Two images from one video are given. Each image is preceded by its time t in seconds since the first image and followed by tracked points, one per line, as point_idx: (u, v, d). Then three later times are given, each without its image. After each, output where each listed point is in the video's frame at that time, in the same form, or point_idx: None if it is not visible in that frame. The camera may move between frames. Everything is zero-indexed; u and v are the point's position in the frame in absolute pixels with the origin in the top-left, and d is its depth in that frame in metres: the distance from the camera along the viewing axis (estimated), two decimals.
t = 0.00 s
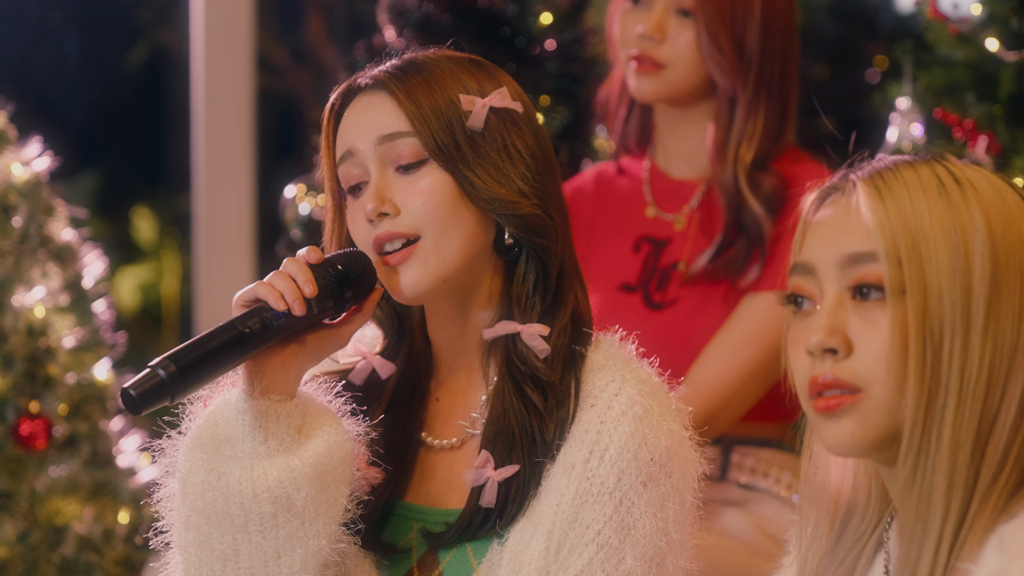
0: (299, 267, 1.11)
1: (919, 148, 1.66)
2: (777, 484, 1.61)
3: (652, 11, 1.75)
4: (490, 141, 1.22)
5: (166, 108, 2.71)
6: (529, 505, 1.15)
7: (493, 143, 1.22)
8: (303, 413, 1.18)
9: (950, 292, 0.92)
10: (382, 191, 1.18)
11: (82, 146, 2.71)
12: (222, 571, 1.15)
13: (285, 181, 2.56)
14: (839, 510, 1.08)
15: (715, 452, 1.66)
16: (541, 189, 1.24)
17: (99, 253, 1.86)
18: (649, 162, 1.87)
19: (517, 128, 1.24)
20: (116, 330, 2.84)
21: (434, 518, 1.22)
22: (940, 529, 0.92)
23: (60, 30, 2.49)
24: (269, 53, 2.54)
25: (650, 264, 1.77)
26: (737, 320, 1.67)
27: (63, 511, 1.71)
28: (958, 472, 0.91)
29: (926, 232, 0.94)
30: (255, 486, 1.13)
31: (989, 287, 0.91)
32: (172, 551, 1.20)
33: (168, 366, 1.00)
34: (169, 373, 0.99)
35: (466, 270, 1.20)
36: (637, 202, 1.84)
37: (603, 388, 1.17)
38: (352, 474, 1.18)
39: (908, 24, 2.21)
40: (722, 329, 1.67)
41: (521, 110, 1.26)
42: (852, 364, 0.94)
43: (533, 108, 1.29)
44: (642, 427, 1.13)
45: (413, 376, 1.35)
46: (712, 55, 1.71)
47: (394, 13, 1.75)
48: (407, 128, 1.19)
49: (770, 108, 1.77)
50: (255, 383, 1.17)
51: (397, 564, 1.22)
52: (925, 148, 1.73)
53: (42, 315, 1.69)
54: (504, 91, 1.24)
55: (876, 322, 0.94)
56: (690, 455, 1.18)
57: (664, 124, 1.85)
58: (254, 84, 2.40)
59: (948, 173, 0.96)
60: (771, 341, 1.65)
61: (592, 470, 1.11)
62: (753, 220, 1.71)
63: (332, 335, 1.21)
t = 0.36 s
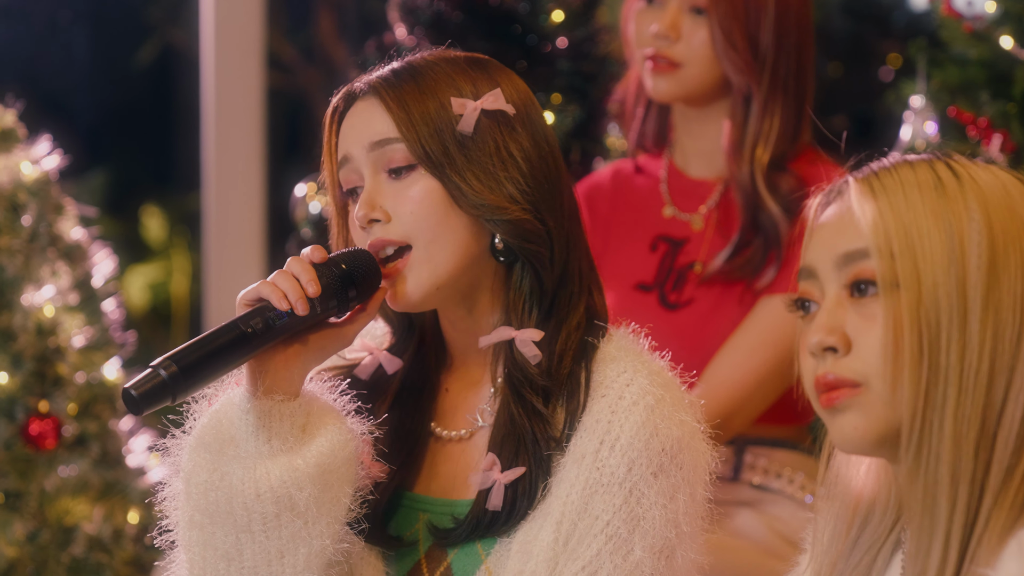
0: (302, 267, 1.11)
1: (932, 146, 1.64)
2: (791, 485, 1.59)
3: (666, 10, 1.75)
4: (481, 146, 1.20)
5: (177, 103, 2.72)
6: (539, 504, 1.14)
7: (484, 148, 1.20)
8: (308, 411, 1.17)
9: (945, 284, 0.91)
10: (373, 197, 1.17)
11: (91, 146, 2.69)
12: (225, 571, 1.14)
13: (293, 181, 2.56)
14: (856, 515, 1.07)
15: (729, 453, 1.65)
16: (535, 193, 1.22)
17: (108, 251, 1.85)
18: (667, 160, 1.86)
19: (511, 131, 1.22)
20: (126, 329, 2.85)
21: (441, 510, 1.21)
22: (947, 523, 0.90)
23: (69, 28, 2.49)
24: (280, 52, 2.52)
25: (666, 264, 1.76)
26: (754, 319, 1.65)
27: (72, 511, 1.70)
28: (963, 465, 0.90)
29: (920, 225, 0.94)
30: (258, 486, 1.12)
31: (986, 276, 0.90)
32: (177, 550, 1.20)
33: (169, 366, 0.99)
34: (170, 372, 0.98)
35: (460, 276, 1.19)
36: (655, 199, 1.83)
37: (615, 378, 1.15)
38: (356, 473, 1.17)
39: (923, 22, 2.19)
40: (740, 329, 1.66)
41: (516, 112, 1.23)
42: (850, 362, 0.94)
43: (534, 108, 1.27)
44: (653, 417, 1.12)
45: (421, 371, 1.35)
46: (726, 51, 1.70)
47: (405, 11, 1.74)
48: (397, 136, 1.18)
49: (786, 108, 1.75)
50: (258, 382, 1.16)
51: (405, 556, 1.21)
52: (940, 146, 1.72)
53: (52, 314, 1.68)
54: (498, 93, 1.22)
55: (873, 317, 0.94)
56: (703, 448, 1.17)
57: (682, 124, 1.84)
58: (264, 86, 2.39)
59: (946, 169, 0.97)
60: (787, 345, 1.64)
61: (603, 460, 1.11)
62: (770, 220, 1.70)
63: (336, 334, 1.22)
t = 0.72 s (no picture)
0: (303, 268, 1.11)
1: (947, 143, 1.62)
2: (805, 485, 1.59)
3: (680, 10, 1.75)
4: (479, 144, 1.17)
5: (186, 104, 2.71)
6: (548, 508, 1.13)
7: (482, 145, 1.18)
8: (308, 414, 1.16)
9: (955, 277, 0.90)
10: (376, 202, 1.17)
11: (102, 144, 2.70)
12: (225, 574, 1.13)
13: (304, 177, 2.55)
14: (882, 520, 1.05)
15: (743, 453, 1.63)
16: (536, 189, 1.20)
17: (118, 249, 1.85)
18: (690, 158, 1.85)
19: (510, 126, 1.20)
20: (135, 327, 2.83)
21: (444, 514, 1.20)
22: (969, 518, 0.89)
23: (80, 24, 2.47)
24: (290, 48, 2.53)
25: (686, 262, 1.75)
26: (772, 323, 1.65)
27: (82, 509, 1.70)
28: (982, 456, 0.89)
29: (927, 220, 0.93)
30: (257, 487, 1.11)
31: (995, 265, 0.89)
32: (178, 554, 1.18)
33: (168, 366, 0.99)
34: (168, 372, 0.98)
35: (461, 273, 1.18)
36: (677, 195, 1.82)
37: (625, 388, 1.15)
38: (356, 475, 1.16)
39: (936, 19, 2.16)
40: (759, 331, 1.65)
41: (515, 105, 1.20)
42: (869, 363, 0.95)
43: (537, 97, 1.23)
44: (664, 427, 1.11)
45: (423, 362, 1.34)
46: (741, 45, 1.70)
47: (416, 7, 1.74)
48: (394, 137, 1.17)
49: (805, 97, 1.74)
50: (258, 384, 1.17)
51: (410, 561, 1.20)
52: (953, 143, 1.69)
53: (62, 312, 1.68)
54: (496, 87, 1.19)
55: (886, 315, 0.95)
56: (714, 455, 1.16)
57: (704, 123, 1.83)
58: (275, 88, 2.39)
59: (956, 164, 0.96)
60: (807, 347, 1.64)
61: (616, 471, 1.10)
62: (793, 214, 1.70)
63: (337, 336, 1.22)
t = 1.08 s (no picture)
0: (301, 264, 1.09)
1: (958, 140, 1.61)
2: (815, 484, 1.58)
3: (690, 7, 1.74)
4: (479, 142, 1.16)
5: (192, 101, 2.74)
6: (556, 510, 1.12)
7: (482, 143, 1.16)
8: (310, 410, 1.15)
9: (982, 276, 0.89)
10: (375, 196, 1.17)
11: (108, 140, 2.72)
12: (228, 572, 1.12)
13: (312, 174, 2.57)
14: (906, 524, 1.04)
15: (752, 451, 1.63)
16: (536, 189, 1.18)
17: (124, 246, 1.85)
18: (702, 155, 1.84)
19: (512, 125, 1.18)
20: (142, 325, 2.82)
21: (452, 515, 1.20)
22: (999, 523, 0.89)
23: (86, 20, 2.45)
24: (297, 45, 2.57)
25: (697, 260, 1.74)
26: (785, 321, 1.64)
27: (88, 508, 1.69)
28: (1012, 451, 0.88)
29: (953, 219, 0.92)
30: (258, 484, 1.10)
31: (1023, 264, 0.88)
32: (180, 553, 1.17)
33: (167, 362, 0.98)
34: (166, 368, 0.97)
35: (459, 271, 1.17)
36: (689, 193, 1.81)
37: (632, 387, 1.13)
38: (358, 472, 1.15)
39: (947, 14, 2.20)
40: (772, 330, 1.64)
41: (518, 104, 1.19)
42: (899, 367, 0.94)
43: (542, 96, 1.21)
44: (672, 425, 1.10)
45: (428, 361, 1.33)
46: (752, 38, 1.69)
47: (424, 4, 1.76)
48: (394, 133, 1.16)
49: (817, 91, 1.74)
50: (258, 380, 1.15)
51: (417, 560, 1.20)
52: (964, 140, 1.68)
53: (68, 310, 1.67)
54: (499, 85, 1.17)
55: (913, 318, 0.94)
56: (721, 452, 1.15)
57: (715, 122, 1.82)
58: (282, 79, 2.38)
59: (982, 160, 0.94)
60: (818, 348, 1.63)
61: (623, 470, 1.08)
62: (808, 206, 1.69)
63: (338, 332, 1.21)
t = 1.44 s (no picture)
0: (312, 256, 1.09)
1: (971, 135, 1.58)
2: (828, 482, 1.58)
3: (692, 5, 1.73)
4: (493, 145, 1.15)
5: (201, 96, 2.76)
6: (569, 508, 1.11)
7: (496, 148, 1.15)
8: (320, 403, 1.14)
9: None
10: (388, 189, 1.16)
11: (119, 137, 2.75)
12: (238, 565, 1.11)
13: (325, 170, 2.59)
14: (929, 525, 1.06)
15: (764, 449, 1.61)
16: (548, 197, 1.17)
17: (134, 243, 1.84)
18: (714, 151, 1.84)
19: (528, 129, 1.17)
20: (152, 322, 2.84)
21: (464, 513, 1.19)
22: None
23: (95, 16, 2.48)
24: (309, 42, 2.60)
25: (709, 255, 1.74)
26: (799, 316, 1.63)
27: (98, 506, 1.69)
28: None
29: (1007, 216, 0.97)
30: (268, 476, 1.09)
31: None
32: (190, 547, 1.17)
33: (177, 353, 0.97)
34: (176, 360, 0.96)
35: (467, 272, 1.17)
36: (700, 188, 1.81)
37: (644, 383, 1.12)
38: (368, 465, 1.14)
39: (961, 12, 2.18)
40: (785, 323, 1.63)
41: (536, 110, 1.17)
42: (933, 361, 1.00)
43: (562, 101, 1.20)
44: (684, 422, 1.09)
45: (439, 356, 1.32)
46: (755, 33, 1.68)
47: None
48: (409, 129, 1.15)
49: (820, 84, 1.73)
50: (269, 373, 1.15)
51: (429, 557, 1.20)
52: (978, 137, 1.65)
53: (77, 307, 1.66)
54: (517, 88, 1.16)
55: (954, 313, 1.00)
56: (733, 450, 1.14)
57: (726, 120, 1.82)
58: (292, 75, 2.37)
59: None
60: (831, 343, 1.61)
61: (635, 466, 1.07)
62: (818, 197, 1.68)
63: (347, 325, 1.19)
